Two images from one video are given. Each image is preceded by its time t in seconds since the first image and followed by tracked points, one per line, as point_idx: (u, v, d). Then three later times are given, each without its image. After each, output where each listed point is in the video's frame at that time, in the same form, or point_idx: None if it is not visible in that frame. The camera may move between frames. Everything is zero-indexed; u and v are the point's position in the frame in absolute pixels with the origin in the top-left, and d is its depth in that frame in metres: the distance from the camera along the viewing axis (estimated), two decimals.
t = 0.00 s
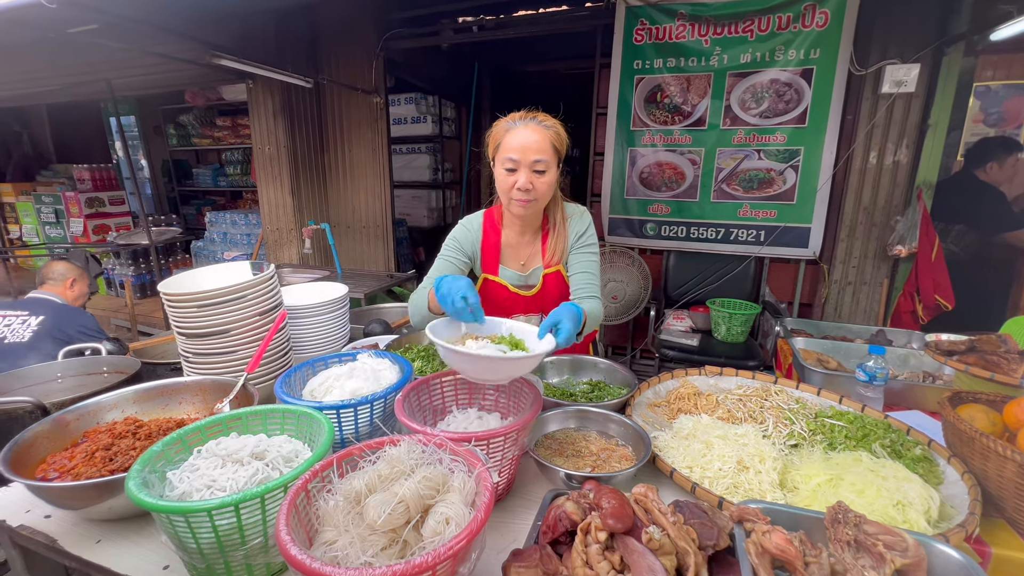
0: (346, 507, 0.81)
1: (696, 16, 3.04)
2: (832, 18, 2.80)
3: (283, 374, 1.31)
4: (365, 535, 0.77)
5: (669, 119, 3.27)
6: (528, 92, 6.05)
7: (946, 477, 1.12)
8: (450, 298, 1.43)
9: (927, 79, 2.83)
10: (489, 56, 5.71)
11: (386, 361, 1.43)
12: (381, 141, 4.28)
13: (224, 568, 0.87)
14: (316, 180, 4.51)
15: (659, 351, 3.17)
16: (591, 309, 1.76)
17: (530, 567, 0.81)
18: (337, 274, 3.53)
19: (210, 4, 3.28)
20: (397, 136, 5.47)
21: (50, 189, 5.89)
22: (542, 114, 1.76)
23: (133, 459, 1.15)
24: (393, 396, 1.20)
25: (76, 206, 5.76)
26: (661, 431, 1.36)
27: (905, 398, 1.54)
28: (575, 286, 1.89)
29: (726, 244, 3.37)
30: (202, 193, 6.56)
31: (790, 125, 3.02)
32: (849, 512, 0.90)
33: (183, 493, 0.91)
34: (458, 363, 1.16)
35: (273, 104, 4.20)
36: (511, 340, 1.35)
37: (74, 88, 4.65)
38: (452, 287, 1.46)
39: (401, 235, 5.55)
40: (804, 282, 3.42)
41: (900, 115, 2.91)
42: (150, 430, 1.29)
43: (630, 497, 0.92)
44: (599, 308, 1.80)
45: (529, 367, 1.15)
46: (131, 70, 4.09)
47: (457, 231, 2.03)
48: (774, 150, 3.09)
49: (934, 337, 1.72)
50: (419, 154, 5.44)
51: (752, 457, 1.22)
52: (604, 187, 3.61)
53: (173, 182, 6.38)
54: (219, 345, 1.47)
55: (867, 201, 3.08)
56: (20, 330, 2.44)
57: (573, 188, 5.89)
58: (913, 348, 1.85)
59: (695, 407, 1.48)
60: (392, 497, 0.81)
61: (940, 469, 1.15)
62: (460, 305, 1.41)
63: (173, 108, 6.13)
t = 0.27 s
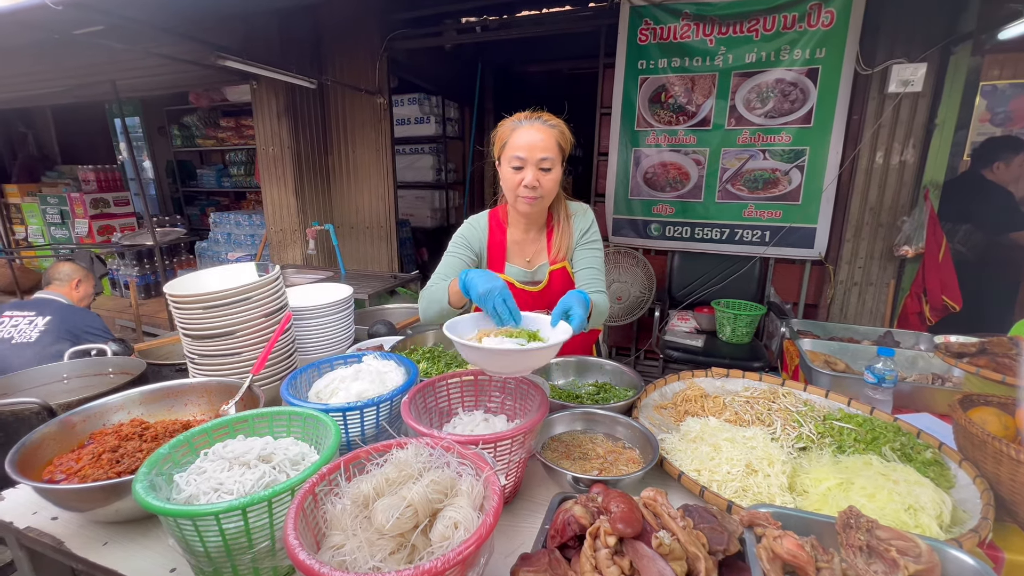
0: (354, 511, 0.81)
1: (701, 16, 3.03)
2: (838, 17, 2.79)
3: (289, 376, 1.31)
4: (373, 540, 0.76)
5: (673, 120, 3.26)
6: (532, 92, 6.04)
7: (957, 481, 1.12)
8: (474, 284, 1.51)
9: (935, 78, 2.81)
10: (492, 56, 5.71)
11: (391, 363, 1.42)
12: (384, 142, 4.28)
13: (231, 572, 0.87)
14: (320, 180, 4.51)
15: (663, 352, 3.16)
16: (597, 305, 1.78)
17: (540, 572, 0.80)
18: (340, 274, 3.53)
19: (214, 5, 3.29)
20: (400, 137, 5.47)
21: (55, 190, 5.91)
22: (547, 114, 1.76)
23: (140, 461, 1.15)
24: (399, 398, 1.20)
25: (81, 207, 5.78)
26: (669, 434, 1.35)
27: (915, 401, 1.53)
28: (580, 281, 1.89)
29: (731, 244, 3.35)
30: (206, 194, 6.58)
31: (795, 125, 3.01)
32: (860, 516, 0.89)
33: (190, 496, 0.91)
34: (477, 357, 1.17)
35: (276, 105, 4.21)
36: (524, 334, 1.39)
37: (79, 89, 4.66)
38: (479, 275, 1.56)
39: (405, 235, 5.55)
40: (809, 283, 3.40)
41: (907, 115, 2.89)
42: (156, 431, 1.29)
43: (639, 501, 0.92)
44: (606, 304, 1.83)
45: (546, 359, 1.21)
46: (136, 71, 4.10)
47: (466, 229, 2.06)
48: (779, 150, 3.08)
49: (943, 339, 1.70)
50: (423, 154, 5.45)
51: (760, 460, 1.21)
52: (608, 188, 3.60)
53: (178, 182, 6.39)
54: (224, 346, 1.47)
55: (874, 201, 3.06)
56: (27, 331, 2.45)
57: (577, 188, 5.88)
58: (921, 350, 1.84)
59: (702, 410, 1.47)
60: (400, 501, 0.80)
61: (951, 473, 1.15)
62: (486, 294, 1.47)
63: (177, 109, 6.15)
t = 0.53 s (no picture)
0: (361, 514, 0.80)
1: (704, 16, 3.02)
2: (841, 17, 2.78)
3: (292, 378, 1.31)
4: (379, 543, 0.76)
5: (676, 120, 3.26)
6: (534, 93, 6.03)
7: (965, 483, 1.10)
8: (490, 278, 1.66)
9: (939, 78, 2.80)
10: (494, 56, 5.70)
11: (396, 364, 1.42)
12: (387, 143, 4.28)
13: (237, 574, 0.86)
14: (322, 181, 4.52)
15: (666, 353, 3.15)
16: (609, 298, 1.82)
17: None
18: (343, 275, 3.53)
19: (218, 7, 3.29)
20: (403, 137, 5.47)
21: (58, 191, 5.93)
22: (556, 113, 1.77)
23: (145, 463, 1.15)
24: (404, 400, 1.19)
25: (84, 208, 5.79)
26: (674, 435, 1.34)
27: (921, 403, 1.52)
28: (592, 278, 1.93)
29: (734, 244, 3.34)
30: (209, 195, 6.59)
31: (798, 125, 3.00)
32: (869, 519, 0.89)
33: (196, 499, 0.91)
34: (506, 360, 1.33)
35: (279, 105, 4.21)
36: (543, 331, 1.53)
37: (83, 90, 4.67)
38: (491, 267, 1.72)
39: (407, 236, 5.54)
40: (813, 284, 3.39)
41: (911, 115, 2.88)
42: (161, 433, 1.29)
43: (646, 503, 0.91)
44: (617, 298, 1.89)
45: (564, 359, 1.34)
46: (139, 73, 4.11)
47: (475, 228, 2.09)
48: (782, 151, 3.07)
49: (950, 340, 1.69)
50: (425, 155, 5.44)
51: (767, 463, 1.20)
52: (611, 188, 3.60)
53: (180, 183, 6.41)
54: (228, 348, 1.47)
55: (878, 201, 3.05)
56: (32, 332, 2.46)
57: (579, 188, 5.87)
58: (927, 351, 1.83)
59: (707, 411, 1.46)
60: (407, 504, 0.80)
61: (958, 475, 1.13)
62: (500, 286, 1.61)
63: (179, 110, 6.17)
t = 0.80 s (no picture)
0: (363, 515, 0.80)
1: (704, 17, 3.02)
2: (841, 17, 2.78)
3: (293, 379, 1.31)
4: (381, 544, 0.75)
5: (676, 120, 3.25)
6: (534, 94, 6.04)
7: (968, 484, 1.10)
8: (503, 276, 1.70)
9: (939, 78, 2.80)
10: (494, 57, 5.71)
11: (396, 365, 1.42)
12: (387, 143, 4.28)
13: None
14: (323, 182, 4.51)
15: (666, 353, 3.16)
16: (628, 299, 1.85)
17: None
18: (343, 276, 3.53)
19: (218, 7, 3.29)
20: (403, 138, 5.48)
21: (58, 192, 5.93)
22: (579, 115, 1.81)
23: (145, 465, 1.15)
24: (405, 401, 1.19)
25: (84, 209, 5.79)
26: (675, 436, 1.34)
27: (922, 403, 1.53)
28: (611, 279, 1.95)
29: (735, 245, 3.34)
30: (208, 195, 6.59)
31: (799, 125, 3.00)
32: (872, 520, 0.89)
33: (197, 500, 0.91)
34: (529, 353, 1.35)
35: (279, 106, 4.21)
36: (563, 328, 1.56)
37: (83, 91, 4.68)
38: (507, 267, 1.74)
39: (407, 236, 5.54)
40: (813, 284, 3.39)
41: (912, 116, 2.89)
42: (161, 434, 1.29)
43: (648, 505, 0.91)
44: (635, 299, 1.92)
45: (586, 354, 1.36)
46: (139, 73, 4.11)
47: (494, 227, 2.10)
48: (783, 151, 3.07)
49: (950, 340, 1.69)
50: (425, 155, 5.45)
51: (769, 464, 1.20)
52: (611, 189, 3.60)
53: (180, 184, 6.41)
54: (229, 349, 1.46)
55: (879, 201, 3.05)
56: (32, 333, 2.45)
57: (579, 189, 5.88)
58: (928, 351, 1.83)
59: (708, 412, 1.46)
60: (408, 505, 0.80)
61: (961, 476, 1.12)
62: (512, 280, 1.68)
63: (179, 111, 6.17)
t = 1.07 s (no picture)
0: (360, 517, 0.80)
1: (700, 18, 3.03)
2: (838, 19, 2.79)
3: (291, 380, 1.31)
4: (379, 546, 0.75)
5: (673, 121, 3.26)
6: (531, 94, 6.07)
7: (963, 484, 1.11)
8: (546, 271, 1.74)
9: (934, 80, 2.82)
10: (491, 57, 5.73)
11: (394, 367, 1.42)
12: (385, 144, 4.28)
13: None
14: (320, 182, 4.51)
15: (664, 353, 3.16)
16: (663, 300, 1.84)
17: None
18: (340, 277, 3.52)
19: (215, 8, 3.28)
20: (400, 139, 5.48)
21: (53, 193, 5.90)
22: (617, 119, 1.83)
23: (143, 467, 1.14)
24: (403, 402, 1.19)
25: (80, 210, 5.77)
26: (673, 436, 1.34)
27: (917, 403, 1.53)
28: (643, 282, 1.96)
29: (732, 245, 3.34)
30: (205, 196, 6.58)
31: (795, 126, 3.01)
32: (868, 520, 0.89)
33: (194, 503, 0.90)
34: (582, 335, 1.53)
35: (276, 107, 4.20)
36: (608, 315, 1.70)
37: (79, 92, 4.67)
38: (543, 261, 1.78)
39: (405, 237, 5.53)
40: (810, 284, 3.40)
41: (907, 117, 2.90)
42: (158, 436, 1.29)
43: (645, 505, 0.91)
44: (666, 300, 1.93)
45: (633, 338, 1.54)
46: (135, 74, 4.10)
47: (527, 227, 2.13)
48: (779, 152, 3.08)
49: (946, 340, 1.70)
50: (422, 156, 5.46)
51: (765, 463, 1.20)
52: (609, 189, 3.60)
53: (177, 185, 6.40)
54: (226, 350, 1.46)
55: (874, 202, 3.06)
56: (28, 335, 2.44)
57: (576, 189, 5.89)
58: (923, 351, 1.84)
59: (706, 412, 1.46)
60: (406, 506, 0.80)
61: (956, 475, 1.13)
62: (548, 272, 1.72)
63: (176, 112, 6.16)
